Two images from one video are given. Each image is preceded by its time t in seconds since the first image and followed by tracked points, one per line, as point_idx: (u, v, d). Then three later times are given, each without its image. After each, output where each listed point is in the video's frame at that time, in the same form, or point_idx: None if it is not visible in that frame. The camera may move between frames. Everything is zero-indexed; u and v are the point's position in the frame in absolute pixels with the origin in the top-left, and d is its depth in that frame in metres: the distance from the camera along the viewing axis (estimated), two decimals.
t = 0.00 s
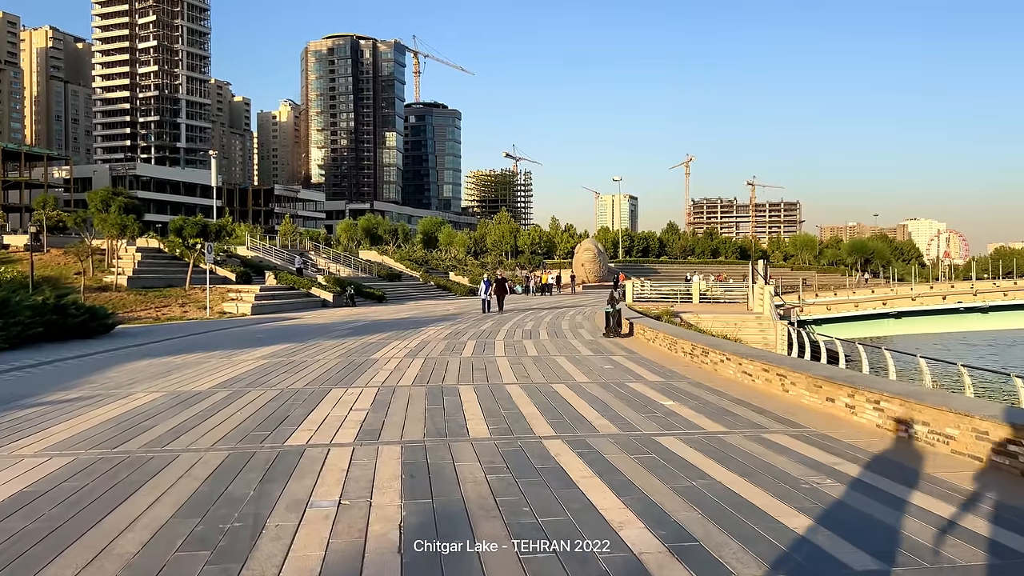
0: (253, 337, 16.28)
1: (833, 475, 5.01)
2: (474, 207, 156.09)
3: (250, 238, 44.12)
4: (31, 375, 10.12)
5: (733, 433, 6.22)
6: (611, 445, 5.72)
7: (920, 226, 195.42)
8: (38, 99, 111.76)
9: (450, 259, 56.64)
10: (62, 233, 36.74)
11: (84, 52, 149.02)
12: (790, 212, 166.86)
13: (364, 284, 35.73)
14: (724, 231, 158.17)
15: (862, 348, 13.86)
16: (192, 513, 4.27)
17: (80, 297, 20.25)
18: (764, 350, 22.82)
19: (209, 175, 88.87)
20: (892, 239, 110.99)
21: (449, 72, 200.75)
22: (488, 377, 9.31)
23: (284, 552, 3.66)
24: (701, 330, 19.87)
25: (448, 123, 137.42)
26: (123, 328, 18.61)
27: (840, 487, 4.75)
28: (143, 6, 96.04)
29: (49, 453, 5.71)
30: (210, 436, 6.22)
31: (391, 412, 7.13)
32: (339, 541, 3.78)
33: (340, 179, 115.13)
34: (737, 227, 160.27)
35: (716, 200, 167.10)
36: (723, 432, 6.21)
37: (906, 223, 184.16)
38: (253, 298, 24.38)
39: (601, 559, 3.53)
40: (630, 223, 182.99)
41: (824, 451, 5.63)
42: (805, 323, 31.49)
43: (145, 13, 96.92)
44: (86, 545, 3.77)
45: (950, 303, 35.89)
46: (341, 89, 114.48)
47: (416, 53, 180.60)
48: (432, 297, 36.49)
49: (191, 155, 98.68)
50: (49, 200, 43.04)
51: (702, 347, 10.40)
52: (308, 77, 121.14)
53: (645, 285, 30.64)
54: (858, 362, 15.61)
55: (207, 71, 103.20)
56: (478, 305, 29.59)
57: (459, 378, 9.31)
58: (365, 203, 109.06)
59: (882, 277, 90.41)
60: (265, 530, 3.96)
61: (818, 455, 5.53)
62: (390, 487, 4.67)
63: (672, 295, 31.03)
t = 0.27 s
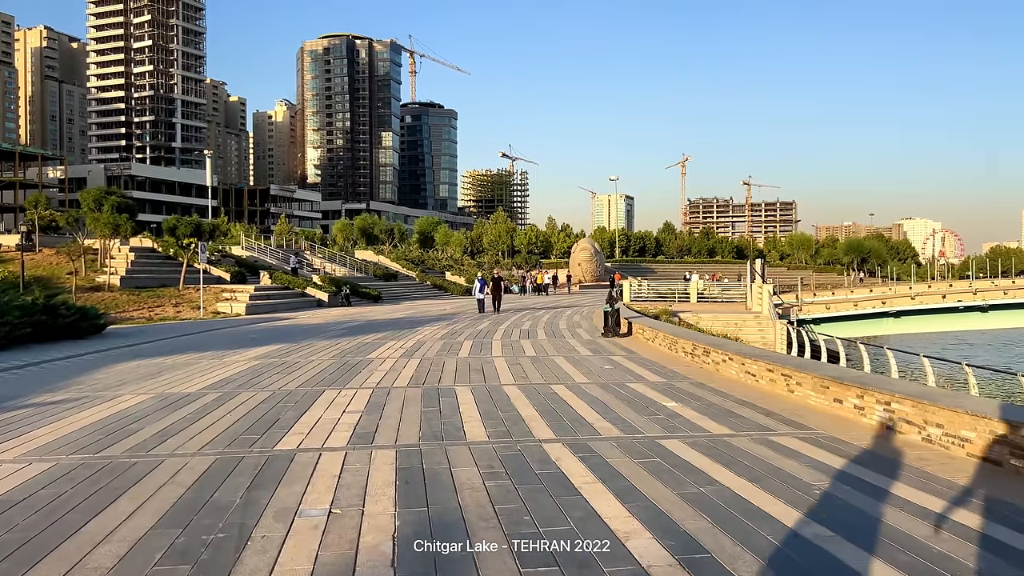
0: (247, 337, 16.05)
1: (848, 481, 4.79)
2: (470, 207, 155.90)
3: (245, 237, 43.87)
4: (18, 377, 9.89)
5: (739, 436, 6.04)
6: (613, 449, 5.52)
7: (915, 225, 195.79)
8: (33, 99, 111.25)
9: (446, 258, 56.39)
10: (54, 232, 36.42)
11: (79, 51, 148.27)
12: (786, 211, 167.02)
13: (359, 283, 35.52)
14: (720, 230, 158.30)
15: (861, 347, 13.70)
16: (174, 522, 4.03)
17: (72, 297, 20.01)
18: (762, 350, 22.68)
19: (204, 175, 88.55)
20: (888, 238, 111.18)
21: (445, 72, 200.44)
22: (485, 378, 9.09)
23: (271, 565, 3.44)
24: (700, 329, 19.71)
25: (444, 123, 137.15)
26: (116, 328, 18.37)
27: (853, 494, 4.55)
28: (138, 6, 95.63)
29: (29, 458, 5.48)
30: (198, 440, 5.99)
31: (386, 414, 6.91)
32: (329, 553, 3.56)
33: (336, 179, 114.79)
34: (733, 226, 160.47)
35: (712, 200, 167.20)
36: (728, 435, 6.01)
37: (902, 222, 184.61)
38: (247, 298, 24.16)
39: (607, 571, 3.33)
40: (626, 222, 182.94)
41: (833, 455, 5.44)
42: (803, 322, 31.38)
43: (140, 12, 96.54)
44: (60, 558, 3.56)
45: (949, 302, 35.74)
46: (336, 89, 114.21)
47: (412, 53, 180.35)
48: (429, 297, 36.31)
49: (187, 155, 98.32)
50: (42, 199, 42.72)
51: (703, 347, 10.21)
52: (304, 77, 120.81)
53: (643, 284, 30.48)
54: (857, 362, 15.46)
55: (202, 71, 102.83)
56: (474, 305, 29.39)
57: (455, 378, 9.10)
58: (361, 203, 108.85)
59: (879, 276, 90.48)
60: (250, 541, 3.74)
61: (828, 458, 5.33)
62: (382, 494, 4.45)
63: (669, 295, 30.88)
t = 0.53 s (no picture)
0: (238, 338, 15.80)
1: (860, 494, 4.62)
2: (465, 206, 155.51)
3: (238, 236, 43.50)
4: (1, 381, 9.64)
5: (744, 443, 5.84)
6: (614, 459, 5.31)
7: (909, 225, 196.10)
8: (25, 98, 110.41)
9: (441, 258, 56.06)
10: (45, 231, 36.02)
11: (71, 49, 147.31)
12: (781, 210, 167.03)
13: (354, 283, 35.22)
14: (715, 229, 158.26)
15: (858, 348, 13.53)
16: (150, 543, 3.79)
17: (61, 297, 19.69)
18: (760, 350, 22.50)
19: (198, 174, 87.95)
20: (883, 237, 111.19)
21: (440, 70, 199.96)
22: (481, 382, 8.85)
23: None
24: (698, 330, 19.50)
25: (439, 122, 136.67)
26: (105, 329, 18.08)
27: (866, 507, 4.36)
28: (131, 3, 94.93)
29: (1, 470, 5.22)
30: (181, 450, 5.74)
31: (380, 421, 6.68)
32: None
33: (330, 178, 114.18)
34: (728, 226, 160.42)
35: (708, 199, 167.21)
36: (735, 444, 5.80)
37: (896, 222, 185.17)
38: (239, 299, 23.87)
39: None
40: (621, 221, 182.82)
41: (846, 466, 5.23)
42: (801, 322, 31.27)
43: (133, 11, 95.86)
44: None
45: (948, 302, 35.58)
46: (331, 87, 113.61)
47: (407, 52, 179.79)
48: (424, 297, 36.04)
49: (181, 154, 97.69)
50: (33, 197, 42.27)
51: (704, 349, 10.00)
52: (299, 76, 120.18)
53: (639, 284, 30.27)
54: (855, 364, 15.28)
55: (196, 70, 102.17)
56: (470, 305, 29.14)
57: (451, 382, 8.86)
58: (355, 202, 108.41)
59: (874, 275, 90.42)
60: (231, 563, 3.51)
61: (838, 469, 5.14)
62: (373, 510, 4.23)
63: (665, 294, 30.68)
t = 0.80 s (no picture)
0: (229, 339, 15.54)
1: (873, 502, 4.43)
2: (459, 206, 155.23)
3: (229, 236, 43.17)
4: None
5: (751, 450, 5.64)
6: (616, 466, 5.11)
7: (901, 225, 196.77)
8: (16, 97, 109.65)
9: (435, 258, 55.80)
10: (33, 231, 35.64)
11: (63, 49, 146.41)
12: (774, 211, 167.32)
13: (346, 283, 34.94)
14: (708, 229, 158.48)
15: (857, 347, 13.36)
16: (127, 559, 3.56)
17: (48, 299, 19.40)
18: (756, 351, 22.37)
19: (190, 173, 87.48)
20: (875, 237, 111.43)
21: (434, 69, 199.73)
22: (476, 385, 8.63)
23: None
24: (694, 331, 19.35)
25: (432, 122, 136.33)
26: (93, 331, 17.81)
27: (883, 517, 4.17)
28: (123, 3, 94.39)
29: None
30: (163, 458, 5.49)
31: (372, 426, 6.44)
32: None
33: (323, 178, 113.70)
34: (721, 226, 160.64)
35: (701, 199, 167.40)
36: (741, 450, 5.60)
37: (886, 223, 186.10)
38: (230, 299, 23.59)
39: None
40: (615, 222, 182.83)
41: (858, 473, 5.04)
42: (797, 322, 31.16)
43: (124, 10, 95.33)
44: None
45: (944, 302, 35.49)
46: (324, 87, 113.16)
47: (400, 52, 179.48)
48: (418, 298, 35.80)
49: (173, 154, 97.18)
50: (21, 197, 41.85)
51: (703, 350, 9.81)
52: (291, 76, 119.72)
53: (633, 285, 30.11)
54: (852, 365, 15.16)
55: (188, 69, 101.67)
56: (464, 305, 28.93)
57: (446, 385, 8.64)
58: (348, 203, 108.12)
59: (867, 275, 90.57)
60: None
61: (850, 477, 4.95)
62: (366, 523, 3.99)
63: (660, 295, 30.52)
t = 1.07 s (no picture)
0: (219, 340, 15.30)
1: (887, 511, 4.26)
2: (452, 206, 154.95)
3: (221, 236, 42.86)
4: None
5: (758, 455, 5.45)
6: (619, 473, 4.89)
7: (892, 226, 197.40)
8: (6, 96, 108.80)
9: (429, 258, 55.57)
10: (22, 230, 35.22)
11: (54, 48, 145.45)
12: (767, 212, 167.72)
13: (339, 284, 34.67)
14: (701, 230, 158.74)
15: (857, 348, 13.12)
16: None
17: (35, 299, 19.09)
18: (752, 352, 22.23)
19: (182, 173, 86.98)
20: (867, 238, 111.68)
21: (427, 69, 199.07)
22: (472, 387, 8.41)
23: None
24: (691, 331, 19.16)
25: (425, 122, 136.01)
26: (81, 331, 17.52)
27: (902, 528, 3.99)
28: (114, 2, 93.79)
29: None
30: (145, 466, 5.24)
31: (365, 431, 6.21)
32: None
33: (316, 178, 113.16)
34: (714, 226, 160.85)
35: (694, 200, 167.61)
36: (749, 456, 5.41)
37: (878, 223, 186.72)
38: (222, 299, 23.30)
39: None
40: (608, 222, 182.81)
41: (874, 482, 4.84)
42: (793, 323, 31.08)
43: (116, 10, 94.74)
44: None
45: (939, 302, 35.47)
46: (316, 87, 112.58)
47: (393, 52, 179.04)
48: (411, 298, 35.55)
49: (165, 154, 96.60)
50: (11, 196, 41.41)
51: (704, 352, 9.61)
52: (284, 76, 119.19)
53: (628, 285, 29.97)
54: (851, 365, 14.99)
55: (181, 69, 101.11)
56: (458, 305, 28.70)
57: (441, 387, 8.41)
58: (341, 203, 107.79)
59: (860, 276, 90.72)
60: None
61: (866, 485, 4.75)
62: (358, 537, 3.77)
63: (655, 295, 30.36)
